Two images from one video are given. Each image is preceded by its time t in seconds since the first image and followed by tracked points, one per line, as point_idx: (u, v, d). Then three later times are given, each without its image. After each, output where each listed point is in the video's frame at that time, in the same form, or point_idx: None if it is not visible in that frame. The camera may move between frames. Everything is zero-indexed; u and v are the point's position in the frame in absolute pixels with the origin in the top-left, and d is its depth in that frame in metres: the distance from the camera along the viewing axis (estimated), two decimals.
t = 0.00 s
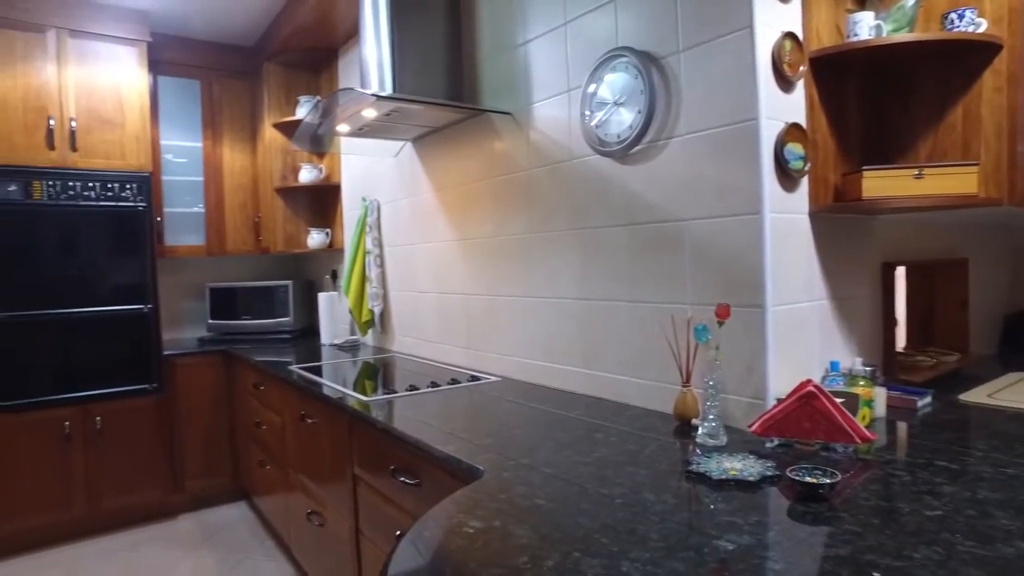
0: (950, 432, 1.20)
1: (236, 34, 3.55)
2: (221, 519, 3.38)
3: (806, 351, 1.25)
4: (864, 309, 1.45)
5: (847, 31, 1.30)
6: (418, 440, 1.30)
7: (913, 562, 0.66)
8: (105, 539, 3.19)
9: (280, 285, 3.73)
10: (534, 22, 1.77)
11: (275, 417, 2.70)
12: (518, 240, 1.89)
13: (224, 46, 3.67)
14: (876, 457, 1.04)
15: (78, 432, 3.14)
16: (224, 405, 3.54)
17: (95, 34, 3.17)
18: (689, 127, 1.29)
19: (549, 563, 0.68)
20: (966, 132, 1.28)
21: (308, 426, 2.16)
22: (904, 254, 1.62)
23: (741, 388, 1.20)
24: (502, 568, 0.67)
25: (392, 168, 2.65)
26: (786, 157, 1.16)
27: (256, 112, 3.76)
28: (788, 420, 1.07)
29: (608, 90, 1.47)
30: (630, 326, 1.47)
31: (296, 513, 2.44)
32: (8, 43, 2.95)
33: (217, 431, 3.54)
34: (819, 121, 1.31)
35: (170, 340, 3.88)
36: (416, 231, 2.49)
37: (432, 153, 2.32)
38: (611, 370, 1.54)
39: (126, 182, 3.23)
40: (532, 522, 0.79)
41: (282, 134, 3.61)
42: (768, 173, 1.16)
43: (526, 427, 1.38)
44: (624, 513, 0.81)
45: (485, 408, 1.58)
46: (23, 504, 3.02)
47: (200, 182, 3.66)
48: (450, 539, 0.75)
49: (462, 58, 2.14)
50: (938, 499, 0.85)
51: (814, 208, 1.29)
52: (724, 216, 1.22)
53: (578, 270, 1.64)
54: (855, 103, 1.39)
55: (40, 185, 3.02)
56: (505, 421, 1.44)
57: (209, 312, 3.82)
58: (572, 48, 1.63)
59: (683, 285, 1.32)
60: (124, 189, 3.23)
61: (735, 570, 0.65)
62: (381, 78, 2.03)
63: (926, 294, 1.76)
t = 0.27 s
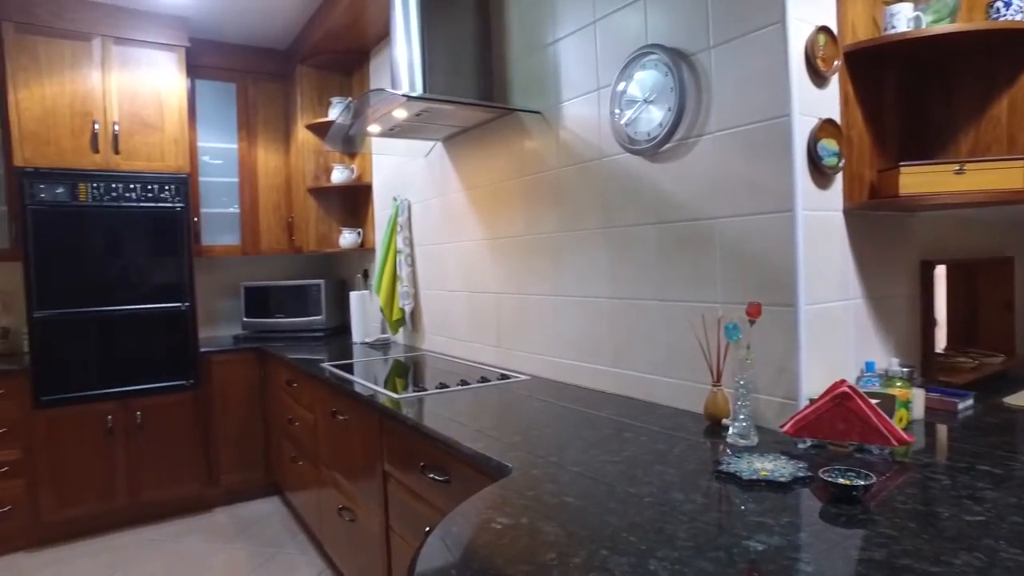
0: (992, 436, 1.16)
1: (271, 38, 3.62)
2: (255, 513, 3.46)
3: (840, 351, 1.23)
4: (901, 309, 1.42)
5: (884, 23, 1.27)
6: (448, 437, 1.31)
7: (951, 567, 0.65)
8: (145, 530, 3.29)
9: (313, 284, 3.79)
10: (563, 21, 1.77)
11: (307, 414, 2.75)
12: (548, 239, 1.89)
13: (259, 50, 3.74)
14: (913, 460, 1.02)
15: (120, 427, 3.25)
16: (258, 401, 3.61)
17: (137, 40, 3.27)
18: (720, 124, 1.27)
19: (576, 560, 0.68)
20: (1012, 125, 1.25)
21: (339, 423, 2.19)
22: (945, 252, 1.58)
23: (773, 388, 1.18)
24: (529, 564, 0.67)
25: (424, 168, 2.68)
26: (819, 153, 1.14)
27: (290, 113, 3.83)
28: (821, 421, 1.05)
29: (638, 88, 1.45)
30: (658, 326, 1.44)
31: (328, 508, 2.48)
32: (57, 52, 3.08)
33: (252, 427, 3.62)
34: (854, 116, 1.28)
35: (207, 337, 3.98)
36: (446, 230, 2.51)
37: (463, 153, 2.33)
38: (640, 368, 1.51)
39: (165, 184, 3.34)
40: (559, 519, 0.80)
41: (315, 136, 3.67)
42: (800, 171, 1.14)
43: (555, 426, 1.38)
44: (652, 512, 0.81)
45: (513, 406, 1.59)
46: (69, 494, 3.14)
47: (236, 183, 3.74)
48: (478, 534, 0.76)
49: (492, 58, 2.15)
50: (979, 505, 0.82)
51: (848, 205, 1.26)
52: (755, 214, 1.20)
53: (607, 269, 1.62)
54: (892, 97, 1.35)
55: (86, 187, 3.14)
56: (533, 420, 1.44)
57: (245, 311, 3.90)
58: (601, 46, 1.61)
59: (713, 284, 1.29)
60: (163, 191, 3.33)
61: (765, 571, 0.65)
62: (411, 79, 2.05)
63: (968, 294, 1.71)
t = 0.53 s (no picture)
0: None
1: (301, 39, 3.67)
2: (286, 508, 3.52)
3: (874, 349, 1.20)
4: (940, 307, 1.38)
5: (921, 12, 1.24)
6: (474, 434, 1.32)
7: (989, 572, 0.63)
8: (180, 522, 3.38)
9: (342, 282, 3.84)
10: (590, 17, 1.76)
11: (336, 411, 2.78)
12: (574, 236, 1.87)
13: (290, 51, 3.80)
14: (950, 462, 0.99)
15: (156, 421, 3.34)
16: (289, 398, 3.67)
17: (172, 44, 3.34)
18: (749, 119, 1.24)
19: (600, 557, 0.67)
20: None
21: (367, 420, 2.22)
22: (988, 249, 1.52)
23: (803, 387, 1.16)
24: (553, 561, 0.67)
25: (452, 166, 2.69)
26: (852, 147, 1.12)
27: (320, 114, 3.89)
28: (853, 421, 1.03)
29: (665, 84, 1.42)
30: (685, 325, 1.42)
31: (356, 505, 2.51)
32: (98, 57, 3.18)
33: (282, 423, 3.68)
34: (889, 108, 1.25)
35: (239, 335, 4.07)
36: (474, 228, 2.52)
37: (491, 151, 2.34)
38: (666, 366, 1.48)
39: (198, 184, 3.40)
40: (584, 516, 0.79)
41: (345, 135, 3.72)
42: (832, 165, 1.11)
43: (581, 424, 1.37)
44: (678, 511, 0.80)
45: (539, 404, 1.59)
46: (108, 486, 3.25)
47: (267, 182, 3.81)
48: (502, 530, 0.76)
49: (519, 56, 2.15)
50: (1020, 509, 0.80)
51: (881, 201, 1.23)
52: (784, 209, 1.18)
53: (632, 267, 1.60)
54: (930, 88, 1.31)
55: (124, 187, 3.23)
56: (560, 418, 1.44)
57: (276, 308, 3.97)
58: (628, 41, 1.58)
59: (741, 281, 1.27)
60: (197, 191, 3.40)
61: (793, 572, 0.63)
62: (439, 78, 2.05)
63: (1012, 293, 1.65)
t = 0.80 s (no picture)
0: None
1: (330, 41, 3.71)
2: (314, 504, 3.57)
3: (905, 351, 1.16)
4: (977, 308, 1.33)
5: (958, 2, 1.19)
6: (494, 433, 1.32)
7: None
8: (212, 516, 3.45)
9: (370, 282, 3.88)
10: (613, 14, 1.73)
11: (362, 409, 2.81)
12: (598, 236, 1.85)
13: (319, 53, 3.85)
14: (986, 470, 0.95)
15: (189, 417, 3.42)
16: (317, 395, 3.72)
17: (205, 48, 3.41)
18: (775, 116, 1.21)
19: (613, 560, 0.67)
20: None
21: (392, 419, 2.23)
22: None
23: (830, 390, 1.13)
24: (565, 563, 0.67)
25: (477, 165, 2.70)
26: (883, 143, 1.08)
27: (349, 114, 3.93)
28: (882, 426, 1.00)
29: (689, 81, 1.39)
30: (708, 326, 1.39)
31: (381, 503, 2.53)
32: (134, 63, 3.27)
33: (311, 420, 3.73)
34: (923, 102, 1.21)
35: (270, 333, 4.14)
36: (500, 228, 2.51)
37: (516, 150, 2.33)
38: (690, 368, 1.46)
39: (229, 185, 3.47)
40: (600, 519, 0.78)
41: (372, 136, 3.75)
42: (862, 162, 1.08)
43: (602, 425, 1.36)
44: (696, 514, 0.78)
45: (562, 405, 1.58)
46: (143, 480, 3.34)
47: (297, 183, 3.86)
48: (517, 531, 0.76)
49: (544, 55, 2.15)
50: None
51: (913, 198, 1.20)
52: (811, 208, 1.15)
53: (656, 267, 1.57)
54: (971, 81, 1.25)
55: (158, 189, 3.31)
56: (581, 418, 1.43)
57: (305, 307, 4.03)
58: (652, 38, 1.55)
59: (766, 282, 1.24)
60: (228, 192, 3.47)
61: None
62: (464, 78, 2.05)
63: None
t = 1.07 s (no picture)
0: None
1: (359, 43, 3.75)
2: (343, 501, 3.61)
3: (939, 355, 1.11)
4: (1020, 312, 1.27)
5: None
6: (515, 435, 1.32)
7: None
8: (244, 511, 3.52)
9: (399, 282, 3.91)
10: (636, 10, 1.70)
11: (389, 408, 2.83)
12: (621, 237, 1.81)
13: (349, 56, 3.90)
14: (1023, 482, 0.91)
15: (222, 414, 3.50)
16: (347, 394, 3.77)
17: (238, 52, 3.48)
18: (802, 113, 1.18)
19: (623, 568, 0.65)
20: None
21: (417, 418, 2.25)
22: None
23: (859, 395, 1.09)
24: (575, 569, 0.66)
25: (504, 166, 2.70)
26: (914, 140, 1.04)
27: (378, 116, 3.97)
28: (911, 434, 0.96)
29: (714, 78, 1.36)
30: (733, 328, 1.36)
31: (407, 502, 2.54)
32: (171, 68, 3.36)
33: (340, 418, 3.77)
34: (960, 97, 1.16)
35: (301, 332, 4.21)
36: (526, 228, 2.51)
37: (542, 149, 2.31)
38: (714, 371, 1.43)
39: (261, 187, 3.53)
40: (613, 524, 0.77)
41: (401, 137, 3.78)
42: (892, 159, 1.04)
43: (624, 428, 1.34)
44: (712, 522, 0.77)
45: (586, 407, 1.57)
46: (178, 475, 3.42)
47: (327, 184, 3.92)
48: (530, 535, 0.75)
49: (570, 55, 2.14)
50: None
51: (948, 197, 1.15)
52: (839, 207, 1.11)
53: (679, 268, 1.54)
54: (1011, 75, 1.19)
55: (193, 191, 3.40)
56: (604, 421, 1.41)
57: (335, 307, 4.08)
58: (676, 34, 1.52)
59: (793, 283, 1.21)
60: (260, 193, 3.53)
61: None
62: (489, 78, 2.05)
63: None
